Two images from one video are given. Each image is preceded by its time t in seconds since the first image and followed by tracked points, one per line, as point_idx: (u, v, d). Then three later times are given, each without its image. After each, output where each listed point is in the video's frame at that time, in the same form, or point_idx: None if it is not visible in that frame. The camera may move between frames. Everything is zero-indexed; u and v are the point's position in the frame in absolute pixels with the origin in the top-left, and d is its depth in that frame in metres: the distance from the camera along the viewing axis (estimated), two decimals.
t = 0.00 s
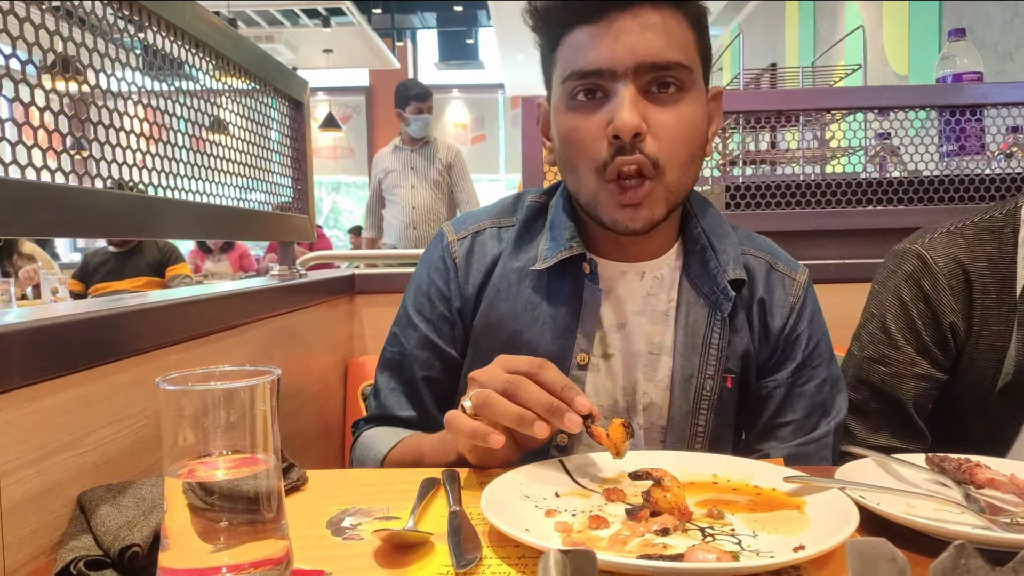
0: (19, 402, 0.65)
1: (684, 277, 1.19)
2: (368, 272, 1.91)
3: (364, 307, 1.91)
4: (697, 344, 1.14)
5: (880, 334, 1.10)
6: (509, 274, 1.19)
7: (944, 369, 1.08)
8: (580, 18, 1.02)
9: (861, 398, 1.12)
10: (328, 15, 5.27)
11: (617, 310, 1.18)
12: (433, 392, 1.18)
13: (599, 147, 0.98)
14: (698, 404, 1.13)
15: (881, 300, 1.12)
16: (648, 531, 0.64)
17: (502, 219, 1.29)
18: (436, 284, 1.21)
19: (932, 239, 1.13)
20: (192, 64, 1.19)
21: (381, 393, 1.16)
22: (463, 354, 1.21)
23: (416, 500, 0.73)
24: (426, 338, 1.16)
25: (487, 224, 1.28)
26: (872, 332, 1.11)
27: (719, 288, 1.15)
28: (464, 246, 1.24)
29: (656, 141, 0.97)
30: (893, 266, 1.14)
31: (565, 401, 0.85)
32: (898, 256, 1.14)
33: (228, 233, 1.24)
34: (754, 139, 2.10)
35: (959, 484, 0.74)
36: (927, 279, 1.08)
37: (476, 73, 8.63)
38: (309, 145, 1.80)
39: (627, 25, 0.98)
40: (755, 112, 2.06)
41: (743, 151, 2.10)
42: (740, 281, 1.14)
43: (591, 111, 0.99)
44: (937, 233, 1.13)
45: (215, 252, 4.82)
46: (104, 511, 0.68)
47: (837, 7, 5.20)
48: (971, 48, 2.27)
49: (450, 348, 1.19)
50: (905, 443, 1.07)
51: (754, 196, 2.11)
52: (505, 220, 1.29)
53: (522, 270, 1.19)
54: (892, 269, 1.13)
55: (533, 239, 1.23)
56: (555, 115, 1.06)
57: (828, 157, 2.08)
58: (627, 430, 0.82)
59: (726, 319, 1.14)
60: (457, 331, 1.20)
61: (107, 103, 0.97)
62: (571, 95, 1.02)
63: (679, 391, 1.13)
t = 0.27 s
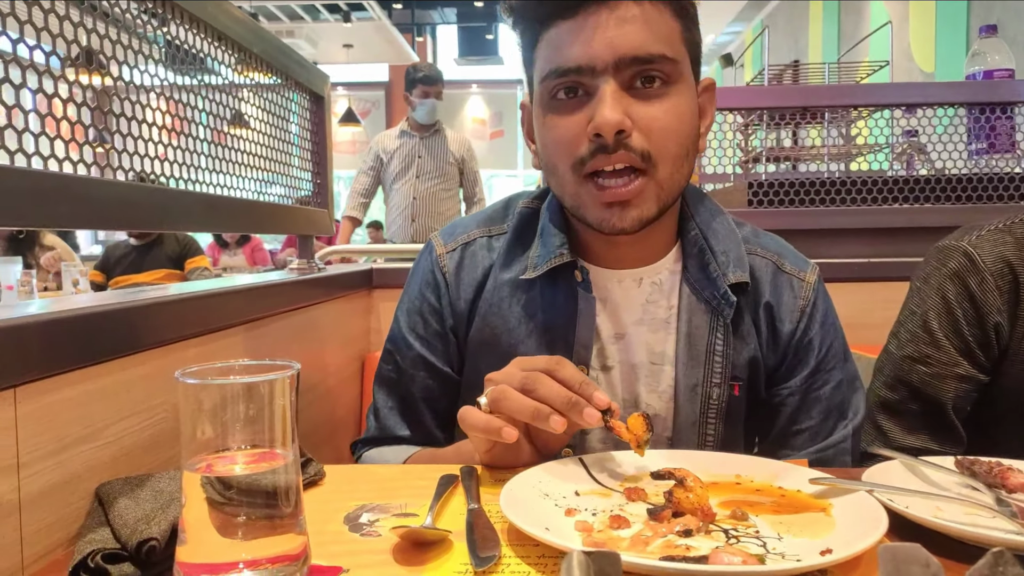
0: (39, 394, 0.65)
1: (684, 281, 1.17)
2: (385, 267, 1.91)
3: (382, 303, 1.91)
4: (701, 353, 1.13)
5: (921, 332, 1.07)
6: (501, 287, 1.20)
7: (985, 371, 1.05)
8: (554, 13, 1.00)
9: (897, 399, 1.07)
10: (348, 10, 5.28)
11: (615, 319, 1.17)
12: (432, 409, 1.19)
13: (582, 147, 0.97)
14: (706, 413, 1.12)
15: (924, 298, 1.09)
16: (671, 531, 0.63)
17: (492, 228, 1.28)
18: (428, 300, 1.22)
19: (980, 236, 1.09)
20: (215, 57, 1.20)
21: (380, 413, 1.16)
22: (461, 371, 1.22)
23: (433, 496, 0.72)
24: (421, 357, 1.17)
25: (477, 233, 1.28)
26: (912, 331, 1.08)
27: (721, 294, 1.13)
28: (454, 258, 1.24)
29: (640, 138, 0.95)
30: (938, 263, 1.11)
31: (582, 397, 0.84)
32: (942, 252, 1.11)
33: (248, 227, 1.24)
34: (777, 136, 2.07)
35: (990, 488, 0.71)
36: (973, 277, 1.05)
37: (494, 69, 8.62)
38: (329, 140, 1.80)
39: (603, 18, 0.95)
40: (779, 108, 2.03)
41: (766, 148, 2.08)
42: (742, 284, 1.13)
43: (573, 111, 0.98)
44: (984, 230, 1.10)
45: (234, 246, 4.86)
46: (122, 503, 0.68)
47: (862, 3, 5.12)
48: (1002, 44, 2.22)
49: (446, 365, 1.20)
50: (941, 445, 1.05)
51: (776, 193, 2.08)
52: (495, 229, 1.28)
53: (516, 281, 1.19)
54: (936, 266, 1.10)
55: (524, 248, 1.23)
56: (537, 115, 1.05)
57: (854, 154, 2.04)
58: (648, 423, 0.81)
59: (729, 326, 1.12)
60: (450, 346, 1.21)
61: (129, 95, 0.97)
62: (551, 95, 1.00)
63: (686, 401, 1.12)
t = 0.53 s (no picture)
0: (49, 398, 0.65)
1: (667, 280, 1.20)
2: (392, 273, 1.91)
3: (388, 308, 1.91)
4: (689, 349, 1.15)
5: (938, 347, 1.06)
6: (484, 300, 1.19)
7: (1002, 387, 1.05)
8: (518, 29, 1.02)
9: (914, 413, 1.06)
10: (358, 15, 5.30)
11: (601, 323, 1.19)
12: (423, 426, 1.18)
13: (551, 161, 1.00)
14: (698, 410, 1.13)
15: (941, 312, 1.08)
16: (681, 548, 0.62)
17: (470, 241, 1.26)
18: (410, 317, 1.20)
19: (998, 251, 1.09)
20: (225, 61, 1.20)
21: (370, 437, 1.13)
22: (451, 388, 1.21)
23: (441, 508, 0.72)
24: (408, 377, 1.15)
25: (455, 248, 1.26)
26: (929, 345, 1.08)
27: (704, 289, 1.15)
28: (435, 275, 1.23)
29: (606, 151, 0.98)
30: (955, 277, 1.10)
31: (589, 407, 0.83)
32: (961, 266, 1.10)
33: (257, 232, 1.24)
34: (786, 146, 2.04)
35: (1004, 509, 0.70)
36: (992, 292, 1.04)
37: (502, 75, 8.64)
38: (338, 144, 1.80)
39: (563, 34, 0.98)
40: (788, 119, 2.02)
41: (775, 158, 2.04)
42: (725, 279, 1.14)
43: (540, 126, 1.01)
44: (1004, 244, 1.09)
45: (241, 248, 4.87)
46: (129, 510, 0.68)
47: (872, 14, 5.11)
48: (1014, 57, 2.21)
49: (435, 383, 1.19)
50: (958, 462, 1.03)
51: (785, 204, 2.07)
52: (474, 242, 1.27)
53: (502, 295, 1.18)
54: (954, 280, 1.10)
55: (505, 259, 1.22)
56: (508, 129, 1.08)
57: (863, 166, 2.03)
58: (654, 436, 0.81)
59: (715, 321, 1.14)
60: (435, 363, 1.20)
61: (140, 99, 0.97)
62: (519, 111, 1.03)
63: (677, 398, 1.13)
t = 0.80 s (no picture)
0: (52, 399, 0.65)
1: (639, 257, 1.25)
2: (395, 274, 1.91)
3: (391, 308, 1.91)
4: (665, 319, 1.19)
5: (944, 343, 1.06)
6: (469, 294, 1.20)
7: (1008, 382, 1.04)
8: (494, 25, 1.06)
9: (920, 409, 1.07)
10: (358, 17, 5.31)
11: (581, 303, 1.21)
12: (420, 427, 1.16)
13: (529, 150, 1.02)
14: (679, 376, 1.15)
15: (946, 307, 1.08)
16: (685, 544, 0.62)
17: (447, 241, 1.28)
18: (397, 320, 1.19)
19: (1003, 245, 1.07)
20: (226, 63, 1.20)
21: (366, 443, 1.11)
22: (443, 385, 1.21)
23: (444, 506, 0.72)
24: (403, 378, 1.14)
25: (434, 249, 1.27)
26: (934, 341, 1.08)
27: (674, 261, 1.22)
28: (417, 275, 1.23)
29: (581, 138, 1.01)
30: (960, 272, 1.10)
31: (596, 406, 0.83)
32: (967, 261, 1.09)
33: (259, 233, 1.24)
34: (787, 143, 2.05)
35: (1010, 504, 0.70)
36: (997, 288, 1.04)
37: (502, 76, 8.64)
38: (339, 145, 1.80)
39: (535, 29, 1.01)
40: (789, 116, 2.02)
41: (775, 155, 2.03)
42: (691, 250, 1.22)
43: (517, 116, 1.03)
44: (1009, 238, 1.07)
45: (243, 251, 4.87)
46: (133, 510, 0.68)
47: (872, 11, 5.11)
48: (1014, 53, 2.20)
49: (428, 382, 1.18)
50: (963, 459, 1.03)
51: (787, 201, 2.07)
52: (451, 241, 1.28)
53: (487, 288, 1.20)
54: (959, 275, 1.09)
55: (484, 254, 1.24)
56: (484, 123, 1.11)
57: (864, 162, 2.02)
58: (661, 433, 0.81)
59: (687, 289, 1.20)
60: (426, 362, 1.19)
61: (141, 101, 0.98)
62: (494, 103, 1.06)
63: (659, 367, 1.16)
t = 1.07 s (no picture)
0: (51, 400, 0.65)
1: (616, 254, 1.24)
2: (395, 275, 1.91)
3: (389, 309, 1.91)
4: (643, 313, 1.19)
5: (947, 348, 1.07)
6: (453, 292, 1.20)
7: (1009, 386, 1.04)
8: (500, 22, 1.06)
9: (923, 414, 1.08)
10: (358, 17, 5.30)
11: (563, 299, 1.20)
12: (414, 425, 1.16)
13: (561, 138, 1.01)
14: (657, 369, 1.16)
15: (949, 312, 1.08)
16: (681, 546, 0.63)
17: (433, 243, 1.28)
18: (387, 320, 1.19)
19: (1008, 250, 1.08)
20: (226, 64, 1.20)
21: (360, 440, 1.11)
22: (431, 378, 1.20)
23: (442, 507, 0.72)
24: (393, 376, 1.15)
25: (420, 250, 1.27)
26: (937, 344, 1.08)
27: (647, 255, 1.22)
28: (403, 277, 1.23)
29: (611, 132, 1.01)
30: (964, 277, 1.10)
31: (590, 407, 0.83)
32: (970, 266, 1.10)
33: (258, 234, 1.25)
34: (786, 145, 2.03)
35: (1005, 506, 0.70)
36: (1001, 293, 1.04)
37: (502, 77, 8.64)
38: (339, 146, 1.80)
39: (569, 21, 1.02)
40: (788, 118, 2.02)
41: (774, 157, 2.04)
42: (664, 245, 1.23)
43: (549, 105, 1.02)
44: (1014, 243, 1.08)
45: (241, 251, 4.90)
46: (131, 510, 0.68)
47: (871, 13, 5.12)
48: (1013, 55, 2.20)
49: (418, 378, 1.18)
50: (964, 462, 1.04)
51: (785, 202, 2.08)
52: (436, 243, 1.28)
53: (470, 285, 1.20)
54: (962, 280, 1.09)
55: (469, 253, 1.24)
56: (500, 111, 1.07)
57: (863, 164, 2.03)
58: (654, 435, 0.82)
59: (661, 282, 1.20)
60: (417, 361, 1.19)
61: (141, 102, 0.98)
62: (522, 91, 1.03)
63: (637, 359, 1.16)
